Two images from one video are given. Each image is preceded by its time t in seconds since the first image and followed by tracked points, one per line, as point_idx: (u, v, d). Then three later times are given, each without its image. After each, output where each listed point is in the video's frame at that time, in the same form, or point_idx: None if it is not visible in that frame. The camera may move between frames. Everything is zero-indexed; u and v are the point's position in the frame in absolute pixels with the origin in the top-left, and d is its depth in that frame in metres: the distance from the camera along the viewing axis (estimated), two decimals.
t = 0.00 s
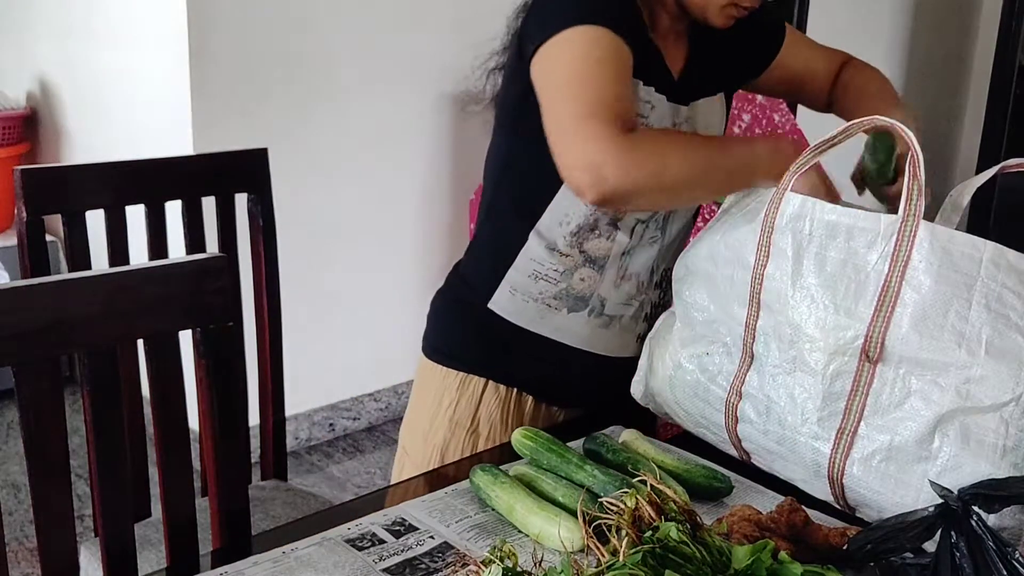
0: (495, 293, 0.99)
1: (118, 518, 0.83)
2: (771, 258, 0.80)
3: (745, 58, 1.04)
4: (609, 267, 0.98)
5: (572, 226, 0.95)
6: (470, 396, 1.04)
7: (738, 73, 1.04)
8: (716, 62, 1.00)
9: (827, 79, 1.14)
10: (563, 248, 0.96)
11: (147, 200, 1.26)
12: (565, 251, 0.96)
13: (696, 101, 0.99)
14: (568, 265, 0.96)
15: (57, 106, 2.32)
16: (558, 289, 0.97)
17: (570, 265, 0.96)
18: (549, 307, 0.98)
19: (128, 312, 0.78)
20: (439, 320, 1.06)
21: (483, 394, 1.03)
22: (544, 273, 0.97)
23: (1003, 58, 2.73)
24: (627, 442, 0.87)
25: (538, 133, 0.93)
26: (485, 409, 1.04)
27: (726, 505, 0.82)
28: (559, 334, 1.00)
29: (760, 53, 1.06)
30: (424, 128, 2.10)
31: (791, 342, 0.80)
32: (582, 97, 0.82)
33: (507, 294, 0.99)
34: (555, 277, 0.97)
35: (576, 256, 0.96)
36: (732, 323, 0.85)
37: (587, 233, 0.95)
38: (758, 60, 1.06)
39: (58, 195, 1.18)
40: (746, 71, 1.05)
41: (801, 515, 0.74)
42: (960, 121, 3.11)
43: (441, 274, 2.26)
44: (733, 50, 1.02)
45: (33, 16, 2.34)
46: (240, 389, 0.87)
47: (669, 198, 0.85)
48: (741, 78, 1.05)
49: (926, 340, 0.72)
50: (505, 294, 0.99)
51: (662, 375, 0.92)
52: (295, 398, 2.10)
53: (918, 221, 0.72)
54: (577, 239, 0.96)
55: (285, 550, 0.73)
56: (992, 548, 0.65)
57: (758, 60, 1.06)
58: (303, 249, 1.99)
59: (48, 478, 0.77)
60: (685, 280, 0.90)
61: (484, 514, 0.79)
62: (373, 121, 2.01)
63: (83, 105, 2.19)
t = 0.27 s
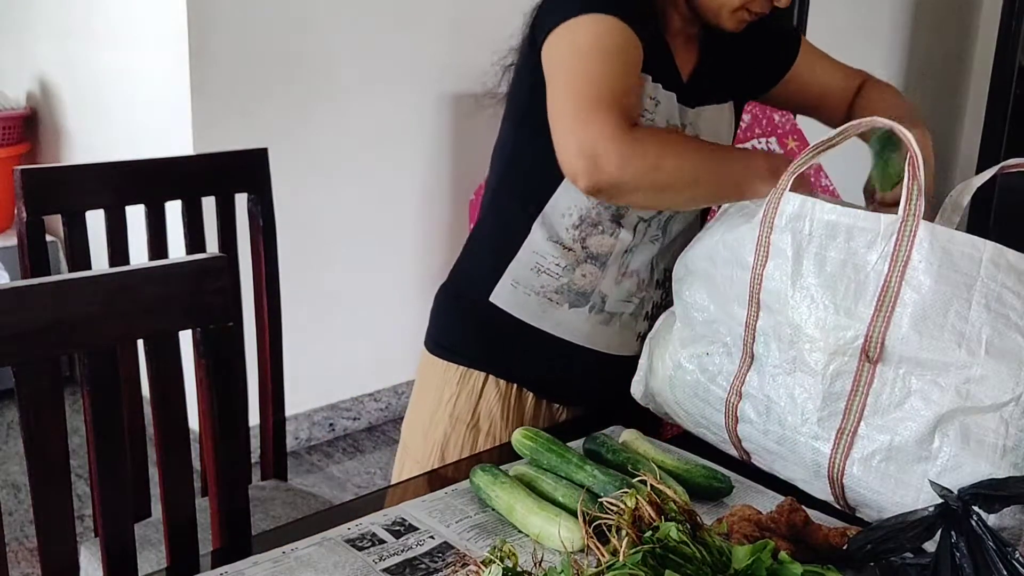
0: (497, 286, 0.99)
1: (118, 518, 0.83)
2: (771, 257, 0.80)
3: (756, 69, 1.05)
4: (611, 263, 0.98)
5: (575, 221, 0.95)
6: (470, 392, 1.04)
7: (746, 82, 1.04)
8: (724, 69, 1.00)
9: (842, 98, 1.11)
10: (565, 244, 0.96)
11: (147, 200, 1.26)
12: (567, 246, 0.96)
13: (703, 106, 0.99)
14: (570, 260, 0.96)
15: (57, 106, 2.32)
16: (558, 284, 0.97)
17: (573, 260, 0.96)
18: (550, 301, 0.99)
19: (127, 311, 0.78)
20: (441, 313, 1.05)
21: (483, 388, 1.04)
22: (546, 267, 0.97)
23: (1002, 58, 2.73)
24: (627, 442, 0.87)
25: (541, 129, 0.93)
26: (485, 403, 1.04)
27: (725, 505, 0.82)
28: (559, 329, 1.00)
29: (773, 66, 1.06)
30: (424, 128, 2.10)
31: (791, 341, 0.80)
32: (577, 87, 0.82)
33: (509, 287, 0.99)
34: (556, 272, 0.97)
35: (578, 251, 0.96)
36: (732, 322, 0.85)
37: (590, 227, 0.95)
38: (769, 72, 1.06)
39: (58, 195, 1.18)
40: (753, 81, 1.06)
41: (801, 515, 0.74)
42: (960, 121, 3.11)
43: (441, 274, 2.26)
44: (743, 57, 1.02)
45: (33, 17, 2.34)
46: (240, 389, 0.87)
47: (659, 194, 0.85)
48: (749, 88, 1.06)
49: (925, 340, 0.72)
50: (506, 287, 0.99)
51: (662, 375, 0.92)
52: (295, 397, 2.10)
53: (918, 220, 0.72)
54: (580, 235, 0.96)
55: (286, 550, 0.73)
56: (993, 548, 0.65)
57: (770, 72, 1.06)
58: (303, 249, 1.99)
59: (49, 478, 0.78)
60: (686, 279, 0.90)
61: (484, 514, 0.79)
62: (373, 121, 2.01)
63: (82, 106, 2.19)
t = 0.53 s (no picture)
0: (498, 289, 0.99)
1: (118, 518, 0.83)
2: (771, 258, 0.80)
3: (758, 76, 1.05)
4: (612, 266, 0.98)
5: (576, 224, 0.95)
6: (471, 392, 1.04)
7: (747, 89, 1.04)
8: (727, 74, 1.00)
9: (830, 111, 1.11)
10: (566, 246, 0.96)
11: (147, 200, 1.26)
12: (569, 250, 0.96)
13: (706, 112, 0.98)
14: (571, 263, 0.96)
15: (57, 106, 2.32)
16: (560, 287, 0.97)
17: (574, 263, 0.96)
18: (551, 304, 0.98)
19: (128, 311, 0.78)
20: (443, 314, 1.06)
21: (484, 389, 1.04)
22: (547, 271, 0.97)
23: (1002, 58, 2.73)
24: (627, 442, 0.87)
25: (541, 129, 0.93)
26: (486, 404, 1.04)
27: (725, 505, 0.82)
28: (560, 332, 1.00)
29: (774, 72, 1.06)
30: (424, 128, 2.10)
31: (791, 341, 0.80)
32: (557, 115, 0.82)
33: (510, 289, 0.98)
34: (558, 274, 0.97)
35: (579, 255, 0.96)
36: (732, 323, 0.85)
37: (590, 231, 0.95)
38: (771, 78, 1.07)
39: (58, 195, 1.18)
40: (755, 86, 1.05)
41: (801, 515, 0.74)
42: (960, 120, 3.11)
43: (441, 274, 2.26)
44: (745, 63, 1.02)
45: (33, 17, 2.34)
46: (241, 389, 0.87)
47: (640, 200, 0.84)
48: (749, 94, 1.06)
49: (926, 340, 0.72)
50: (507, 288, 0.99)
51: (663, 375, 0.92)
52: (295, 397, 2.10)
53: (918, 221, 0.72)
54: (581, 238, 0.96)
55: (286, 550, 0.73)
56: (992, 548, 0.65)
57: (770, 79, 1.07)
58: (303, 249, 1.99)
59: (49, 478, 0.78)
60: (687, 281, 0.90)
61: (484, 514, 0.79)
62: (373, 121, 2.01)
63: (83, 106, 2.19)
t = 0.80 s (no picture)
0: (500, 288, 1.00)
1: (119, 518, 0.83)
2: (771, 258, 0.80)
3: (768, 81, 1.04)
4: (613, 265, 0.98)
5: (575, 224, 0.96)
6: (476, 393, 1.04)
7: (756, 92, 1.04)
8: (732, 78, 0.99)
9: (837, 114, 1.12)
10: (568, 246, 0.97)
11: (147, 200, 1.26)
12: (569, 250, 0.97)
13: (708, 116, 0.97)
14: (572, 262, 0.97)
15: (57, 105, 2.32)
16: (563, 286, 0.98)
17: (574, 263, 0.97)
18: (554, 303, 0.99)
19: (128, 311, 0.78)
20: (449, 316, 1.05)
21: (489, 390, 1.04)
22: (549, 271, 0.97)
23: (1001, 58, 2.73)
24: (627, 442, 0.87)
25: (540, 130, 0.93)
26: (492, 404, 1.04)
27: (725, 505, 0.82)
28: (564, 332, 1.00)
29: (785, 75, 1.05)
30: (424, 128, 2.10)
31: (791, 341, 0.80)
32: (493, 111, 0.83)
33: (513, 288, 0.99)
34: (560, 274, 0.97)
35: (579, 254, 0.97)
36: (732, 323, 0.85)
37: (589, 231, 0.96)
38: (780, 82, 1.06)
39: (58, 195, 1.18)
40: (763, 91, 1.05)
41: (801, 514, 0.74)
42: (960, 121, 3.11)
43: (441, 274, 2.26)
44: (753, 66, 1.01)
45: (33, 17, 2.34)
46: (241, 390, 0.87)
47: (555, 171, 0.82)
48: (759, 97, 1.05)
49: (925, 340, 0.72)
50: (511, 287, 0.99)
51: (663, 375, 0.92)
52: (295, 397, 2.10)
53: (918, 221, 0.72)
54: (581, 238, 0.96)
55: (286, 550, 0.73)
56: (992, 547, 0.65)
57: (780, 82, 1.06)
58: (303, 249, 1.99)
59: (49, 478, 0.78)
60: (688, 280, 0.90)
61: (483, 515, 0.79)
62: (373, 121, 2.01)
63: (82, 105, 2.19)
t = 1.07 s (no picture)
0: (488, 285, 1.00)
1: (119, 517, 0.83)
2: (771, 258, 0.80)
3: (764, 78, 1.03)
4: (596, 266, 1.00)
5: (557, 226, 0.99)
6: (462, 389, 1.04)
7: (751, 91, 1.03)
8: (725, 76, 0.99)
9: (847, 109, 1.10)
10: (552, 246, 0.99)
11: (147, 201, 1.26)
12: (552, 250, 0.99)
13: (699, 116, 0.97)
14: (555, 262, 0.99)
15: (57, 106, 2.32)
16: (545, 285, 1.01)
17: (557, 263, 0.99)
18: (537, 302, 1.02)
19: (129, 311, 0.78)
20: (441, 315, 1.06)
21: (477, 386, 1.04)
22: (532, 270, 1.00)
23: (1002, 59, 2.73)
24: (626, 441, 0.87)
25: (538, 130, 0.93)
26: (477, 401, 1.04)
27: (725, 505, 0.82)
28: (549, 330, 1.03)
29: (780, 73, 1.05)
30: (424, 129, 2.10)
31: (791, 341, 0.80)
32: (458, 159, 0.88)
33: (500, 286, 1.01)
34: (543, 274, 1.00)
35: (562, 255, 0.99)
36: (732, 323, 0.85)
37: (572, 232, 0.99)
38: (776, 80, 1.05)
39: (58, 195, 1.18)
40: (758, 89, 1.04)
41: (801, 514, 0.74)
42: (960, 120, 3.11)
43: (441, 274, 2.26)
44: (747, 65, 1.01)
45: (33, 17, 2.34)
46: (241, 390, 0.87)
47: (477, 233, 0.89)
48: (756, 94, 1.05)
49: (925, 340, 0.72)
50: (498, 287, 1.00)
51: (661, 375, 0.92)
52: (295, 397, 2.10)
53: (918, 221, 0.72)
54: (564, 239, 0.99)
55: (286, 550, 0.73)
56: (993, 547, 0.65)
57: (777, 80, 1.05)
58: (303, 249, 1.99)
59: (49, 477, 0.78)
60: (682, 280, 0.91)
61: (483, 515, 0.79)
62: (373, 121, 2.01)
63: (82, 105, 2.19)
